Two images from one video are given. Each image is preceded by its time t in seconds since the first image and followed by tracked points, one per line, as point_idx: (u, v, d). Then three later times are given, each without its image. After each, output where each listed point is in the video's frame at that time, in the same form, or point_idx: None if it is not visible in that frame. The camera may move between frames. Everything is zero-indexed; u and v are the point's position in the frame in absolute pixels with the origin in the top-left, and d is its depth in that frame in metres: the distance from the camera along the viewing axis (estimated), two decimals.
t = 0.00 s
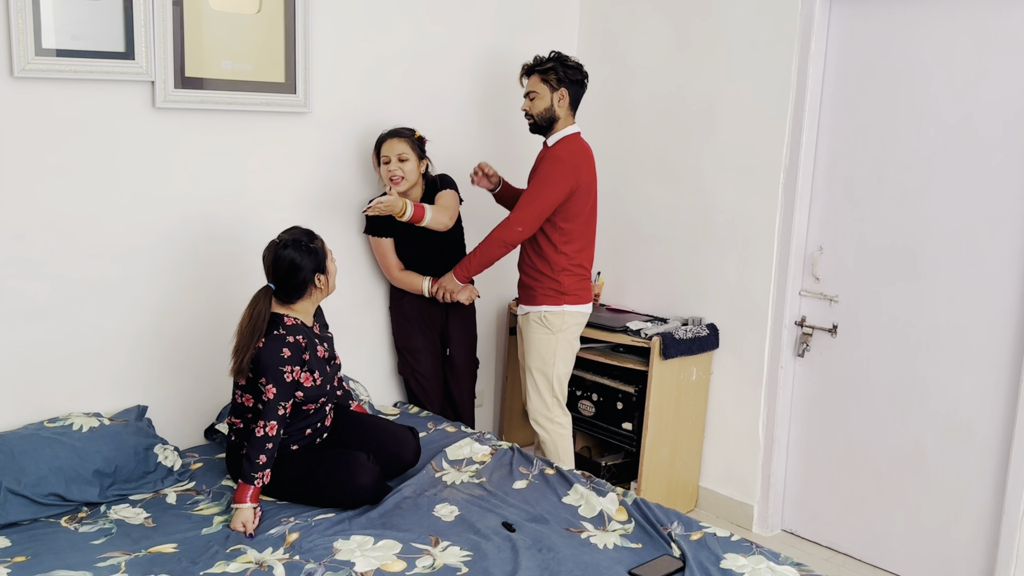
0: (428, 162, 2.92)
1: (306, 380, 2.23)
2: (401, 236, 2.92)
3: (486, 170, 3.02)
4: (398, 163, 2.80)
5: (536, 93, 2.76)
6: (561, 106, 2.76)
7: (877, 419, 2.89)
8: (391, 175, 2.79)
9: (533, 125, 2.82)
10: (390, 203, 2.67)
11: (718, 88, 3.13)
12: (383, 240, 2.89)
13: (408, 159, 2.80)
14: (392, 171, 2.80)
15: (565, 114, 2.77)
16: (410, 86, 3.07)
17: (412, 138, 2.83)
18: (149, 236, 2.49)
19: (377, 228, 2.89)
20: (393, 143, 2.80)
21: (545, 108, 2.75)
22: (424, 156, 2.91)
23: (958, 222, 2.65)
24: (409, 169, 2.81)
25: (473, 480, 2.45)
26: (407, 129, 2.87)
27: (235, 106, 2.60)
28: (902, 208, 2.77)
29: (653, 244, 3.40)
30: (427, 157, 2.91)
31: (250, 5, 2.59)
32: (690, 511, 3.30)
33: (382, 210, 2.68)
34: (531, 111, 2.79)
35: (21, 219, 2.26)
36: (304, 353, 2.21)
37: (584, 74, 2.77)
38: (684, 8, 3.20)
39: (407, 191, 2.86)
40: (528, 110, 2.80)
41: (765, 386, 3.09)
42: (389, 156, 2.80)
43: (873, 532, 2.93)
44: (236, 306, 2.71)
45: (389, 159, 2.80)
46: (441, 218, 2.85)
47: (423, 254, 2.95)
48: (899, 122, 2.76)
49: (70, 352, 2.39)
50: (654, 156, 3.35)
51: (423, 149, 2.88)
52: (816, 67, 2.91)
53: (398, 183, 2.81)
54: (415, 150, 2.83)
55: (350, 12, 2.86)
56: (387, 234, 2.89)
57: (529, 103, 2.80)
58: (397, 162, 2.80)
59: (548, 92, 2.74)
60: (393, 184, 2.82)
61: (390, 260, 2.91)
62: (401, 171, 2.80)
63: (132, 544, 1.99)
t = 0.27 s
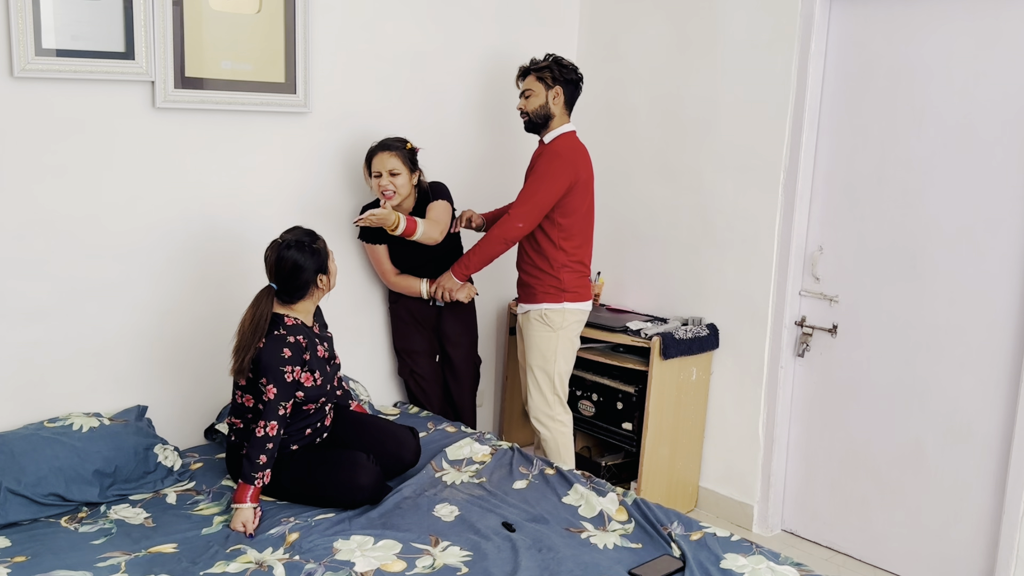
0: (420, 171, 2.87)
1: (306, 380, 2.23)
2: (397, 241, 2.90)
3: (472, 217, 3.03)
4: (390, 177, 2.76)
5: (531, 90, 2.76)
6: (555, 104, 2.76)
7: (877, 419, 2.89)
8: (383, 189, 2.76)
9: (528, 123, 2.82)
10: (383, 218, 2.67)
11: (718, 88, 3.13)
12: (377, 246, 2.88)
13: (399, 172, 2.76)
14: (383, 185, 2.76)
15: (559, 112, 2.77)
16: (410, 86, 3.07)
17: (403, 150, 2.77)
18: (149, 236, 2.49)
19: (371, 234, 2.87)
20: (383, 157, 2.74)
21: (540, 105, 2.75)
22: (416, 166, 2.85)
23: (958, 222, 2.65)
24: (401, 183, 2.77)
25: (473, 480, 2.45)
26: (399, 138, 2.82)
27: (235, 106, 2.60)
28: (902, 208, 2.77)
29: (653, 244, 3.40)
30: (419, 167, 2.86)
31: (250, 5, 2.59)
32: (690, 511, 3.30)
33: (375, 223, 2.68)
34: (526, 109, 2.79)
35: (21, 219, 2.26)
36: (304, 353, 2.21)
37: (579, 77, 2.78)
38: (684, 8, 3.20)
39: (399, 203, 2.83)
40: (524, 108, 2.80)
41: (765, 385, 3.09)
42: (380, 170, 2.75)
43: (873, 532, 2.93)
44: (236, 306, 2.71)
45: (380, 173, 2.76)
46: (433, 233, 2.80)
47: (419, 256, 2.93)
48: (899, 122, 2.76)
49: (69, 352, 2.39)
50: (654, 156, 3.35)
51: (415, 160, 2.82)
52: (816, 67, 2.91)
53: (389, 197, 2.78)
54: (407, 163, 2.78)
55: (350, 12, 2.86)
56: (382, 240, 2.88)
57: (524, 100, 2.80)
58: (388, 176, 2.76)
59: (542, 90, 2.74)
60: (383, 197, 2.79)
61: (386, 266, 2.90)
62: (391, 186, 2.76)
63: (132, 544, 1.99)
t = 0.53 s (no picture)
0: (411, 176, 2.86)
1: (306, 380, 2.23)
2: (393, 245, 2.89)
3: (476, 211, 3.11)
4: (382, 185, 2.74)
5: (531, 91, 2.76)
6: (554, 106, 2.77)
7: (877, 419, 2.89)
8: (376, 198, 2.75)
9: (525, 121, 2.82)
10: (370, 219, 2.61)
11: (718, 88, 3.13)
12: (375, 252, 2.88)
13: (391, 179, 2.75)
14: (376, 194, 2.75)
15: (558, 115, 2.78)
16: (410, 85, 3.07)
17: (392, 156, 2.76)
18: (148, 236, 2.49)
19: (368, 240, 2.87)
20: (373, 165, 2.73)
21: (540, 106, 2.75)
22: (406, 171, 2.84)
23: (958, 222, 2.65)
24: (393, 190, 2.76)
25: (473, 480, 2.45)
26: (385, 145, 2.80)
27: (235, 106, 2.60)
28: (902, 208, 2.77)
29: (652, 244, 3.40)
30: (409, 171, 2.85)
31: (250, 5, 2.59)
32: (690, 511, 3.30)
33: (361, 223, 2.62)
34: (525, 109, 2.79)
35: (21, 219, 2.26)
36: (304, 353, 2.21)
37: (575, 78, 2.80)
38: (684, 7, 3.20)
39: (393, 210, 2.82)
40: (522, 108, 2.80)
41: (765, 386, 3.09)
42: (371, 178, 2.74)
43: (873, 532, 2.93)
44: (236, 306, 2.71)
45: (371, 182, 2.74)
46: (421, 241, 2.78)
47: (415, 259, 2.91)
48: (899, 122, 2.76)
49: (69, 352, 2.39)
50: (654, 155, 3.35)
51: (404, 165, 2.81)
52: (816, 67, 2.91)
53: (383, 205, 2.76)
54: (397, 169, 2.77)
55: (349, 11, 2.85)
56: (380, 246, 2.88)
57: (523, 100, 2.79)
58: (380, 184, 2.74)
59: (544, 91, 2.75)
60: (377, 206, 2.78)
61: (383, 271, 2.91)
62: (384, 194, 2.75)
63: (132, 544, 1.99)
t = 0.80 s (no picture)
0: (399, 180, 2.83)
1: (303, 380, 2.23)
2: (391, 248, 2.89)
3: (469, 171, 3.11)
4: (371, 194, 2.71)
5: (534, 97, 2.74)
6: (555, 114, 2.77)
7: (877, 419, 2.89)
8: (368, 207, 2.72)
9: (522, 121, 2.82)
10: (356, 222, 2.59)
11: (718, 88, 3.13)
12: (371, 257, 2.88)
13: (379, 186, 2.72)
14: (366, 203, 2.71)
15: (557, 122, 2.79)
16: (410, 85, 3.07)
17: (378, 163, 2.73)
18: (148, 236, 2.49)
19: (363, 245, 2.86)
20: (360, 174, 2.70)
21: (541, 113, 2.75)
22: (394, 176, 2.81)
23: (958, 222, 2.65)
24: (383, 196, 2.73)
25: (473, 480, 2.45)
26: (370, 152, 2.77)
27: (235, 106, 2.60)
28: (902, 208, 2.77)
29: (652, 244, 3.40)
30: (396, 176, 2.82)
31: (250, 5, 2.59)
32: (690, 511, 3.30)
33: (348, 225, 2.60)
34: (525, 112, 2.78)
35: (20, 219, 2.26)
36: (301, 353, 2.21)
37: (580, 83, 2.78)
38: (684, 7, 3.20)
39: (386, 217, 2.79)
40: (523, 111, 2.79)
41: (765, 385, 3.09)
42: (359, 188, 2.70)
43: (873, 532, 2.93)
44: (236, 306, 2.71)
45: (361, 192, 2.71)
46: (409, 244, 2.75)
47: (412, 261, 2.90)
48: (900, 122, 2.76)
49: (69, 352, 2.39)
50: (654, 155, 3.35)
51: (391, 170, 2.78)
52: (816, 67, 2.91)
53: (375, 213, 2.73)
54: (385, 175, 2.74)
55: (349, 11, 2.85)
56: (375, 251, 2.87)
57: (524, 102, 2.78)
58: (369, 193, 2.71)
59: (546, 99, 2.74)
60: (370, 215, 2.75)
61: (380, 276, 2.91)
62: (375, 203, 2.72)
63: (132, 544, 1.99)
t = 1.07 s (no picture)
0: (390, 188, 2.81)
1: (303, 380, 2.23)
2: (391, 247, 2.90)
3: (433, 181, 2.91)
4: (362, 202, 2.69)
5: (540, 107, 2.66)
6: (557, 124, 2.71)
7: (877, 419, 2.89)
8: (360, 216, 2.70)
9: (522, 127, 2.73)
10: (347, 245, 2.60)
11: (717, 88, 3.13)
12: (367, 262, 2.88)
13: (370, 195, 2.70)
14: (358, 212, 2.70)
15: (558, 132, 2.73)
16: (410, 86, 3.07)
17: (368, 171, 2.71)
18: (148, 236, 2.49)
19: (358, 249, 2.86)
20: (351, 183, 2.68)
21: (544, 123, 2.69)
22: (385, 183, 2.79)
23: (958, 222, 2.65)
24: (375, 204, 2.71)
25: (473, 480, 2.45)
26: (359, 160, 2.75)
27: (235, 106, 2.60)
28: (902, 208, 2.77)
29: (652, 244, 3.40)
30: (387, 183, 2.80)
31: (250, 5, 2.59)
32: (690, 511, 3.30)
33: (339, 249, 2.61)
34: (527, 119, 2.70)
35: (21, 219, 2.26)
36: (300, 353, 2.21)
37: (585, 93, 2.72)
38: (684, 7, 3.20)
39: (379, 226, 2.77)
40: (525, 117, 2.70)
41: (765, 386, 3.09)
42: (350, 197, 2.68)
43: (873, 533, 2.93)
44: (236, 306, 2.71)
45: (352, 201, 2.69)
46: (403, 264, 2.73)
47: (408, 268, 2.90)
48: (900, 122, 2.76)
49: (69, 352, 2.39)
50: (654, 155, 3.36)
51: (381, 177, 2.77)
52: (816, 67, 2.91)
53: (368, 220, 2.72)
54: (375, 183, 2.72)
55: (349, 12, 2.86)
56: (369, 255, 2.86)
57: (527, 109, 2.69)
58: (361, 202, 2.69)
59: (550, 110, 2.67)
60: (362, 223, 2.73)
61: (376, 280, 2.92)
62: (368, 211, 2.70)
63: (132, 544, 1.99)
